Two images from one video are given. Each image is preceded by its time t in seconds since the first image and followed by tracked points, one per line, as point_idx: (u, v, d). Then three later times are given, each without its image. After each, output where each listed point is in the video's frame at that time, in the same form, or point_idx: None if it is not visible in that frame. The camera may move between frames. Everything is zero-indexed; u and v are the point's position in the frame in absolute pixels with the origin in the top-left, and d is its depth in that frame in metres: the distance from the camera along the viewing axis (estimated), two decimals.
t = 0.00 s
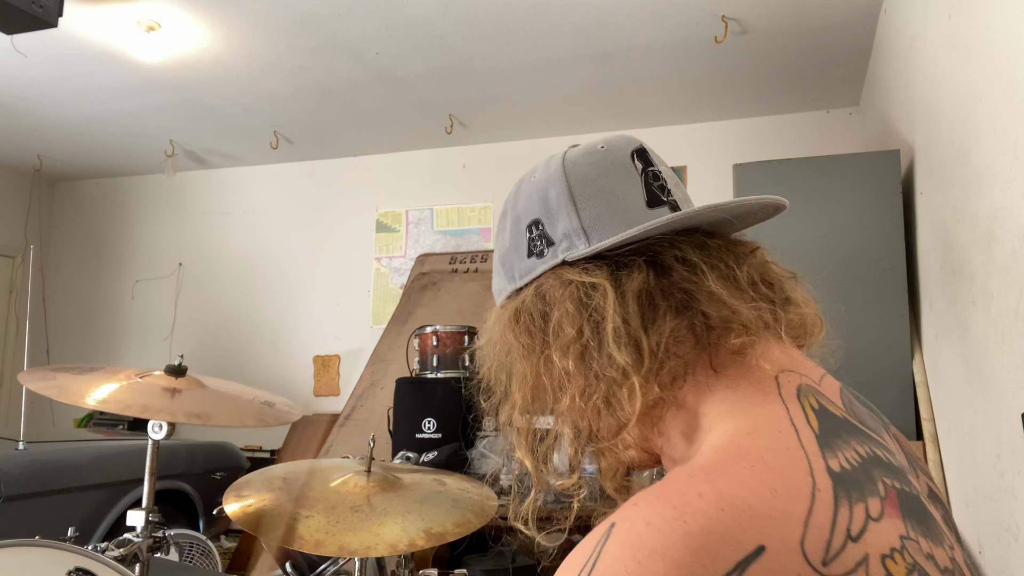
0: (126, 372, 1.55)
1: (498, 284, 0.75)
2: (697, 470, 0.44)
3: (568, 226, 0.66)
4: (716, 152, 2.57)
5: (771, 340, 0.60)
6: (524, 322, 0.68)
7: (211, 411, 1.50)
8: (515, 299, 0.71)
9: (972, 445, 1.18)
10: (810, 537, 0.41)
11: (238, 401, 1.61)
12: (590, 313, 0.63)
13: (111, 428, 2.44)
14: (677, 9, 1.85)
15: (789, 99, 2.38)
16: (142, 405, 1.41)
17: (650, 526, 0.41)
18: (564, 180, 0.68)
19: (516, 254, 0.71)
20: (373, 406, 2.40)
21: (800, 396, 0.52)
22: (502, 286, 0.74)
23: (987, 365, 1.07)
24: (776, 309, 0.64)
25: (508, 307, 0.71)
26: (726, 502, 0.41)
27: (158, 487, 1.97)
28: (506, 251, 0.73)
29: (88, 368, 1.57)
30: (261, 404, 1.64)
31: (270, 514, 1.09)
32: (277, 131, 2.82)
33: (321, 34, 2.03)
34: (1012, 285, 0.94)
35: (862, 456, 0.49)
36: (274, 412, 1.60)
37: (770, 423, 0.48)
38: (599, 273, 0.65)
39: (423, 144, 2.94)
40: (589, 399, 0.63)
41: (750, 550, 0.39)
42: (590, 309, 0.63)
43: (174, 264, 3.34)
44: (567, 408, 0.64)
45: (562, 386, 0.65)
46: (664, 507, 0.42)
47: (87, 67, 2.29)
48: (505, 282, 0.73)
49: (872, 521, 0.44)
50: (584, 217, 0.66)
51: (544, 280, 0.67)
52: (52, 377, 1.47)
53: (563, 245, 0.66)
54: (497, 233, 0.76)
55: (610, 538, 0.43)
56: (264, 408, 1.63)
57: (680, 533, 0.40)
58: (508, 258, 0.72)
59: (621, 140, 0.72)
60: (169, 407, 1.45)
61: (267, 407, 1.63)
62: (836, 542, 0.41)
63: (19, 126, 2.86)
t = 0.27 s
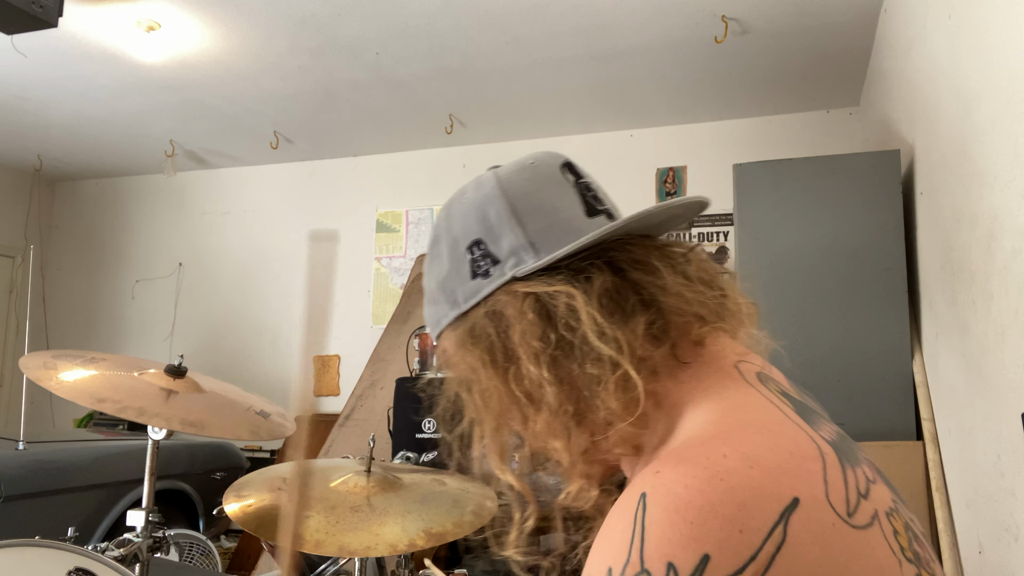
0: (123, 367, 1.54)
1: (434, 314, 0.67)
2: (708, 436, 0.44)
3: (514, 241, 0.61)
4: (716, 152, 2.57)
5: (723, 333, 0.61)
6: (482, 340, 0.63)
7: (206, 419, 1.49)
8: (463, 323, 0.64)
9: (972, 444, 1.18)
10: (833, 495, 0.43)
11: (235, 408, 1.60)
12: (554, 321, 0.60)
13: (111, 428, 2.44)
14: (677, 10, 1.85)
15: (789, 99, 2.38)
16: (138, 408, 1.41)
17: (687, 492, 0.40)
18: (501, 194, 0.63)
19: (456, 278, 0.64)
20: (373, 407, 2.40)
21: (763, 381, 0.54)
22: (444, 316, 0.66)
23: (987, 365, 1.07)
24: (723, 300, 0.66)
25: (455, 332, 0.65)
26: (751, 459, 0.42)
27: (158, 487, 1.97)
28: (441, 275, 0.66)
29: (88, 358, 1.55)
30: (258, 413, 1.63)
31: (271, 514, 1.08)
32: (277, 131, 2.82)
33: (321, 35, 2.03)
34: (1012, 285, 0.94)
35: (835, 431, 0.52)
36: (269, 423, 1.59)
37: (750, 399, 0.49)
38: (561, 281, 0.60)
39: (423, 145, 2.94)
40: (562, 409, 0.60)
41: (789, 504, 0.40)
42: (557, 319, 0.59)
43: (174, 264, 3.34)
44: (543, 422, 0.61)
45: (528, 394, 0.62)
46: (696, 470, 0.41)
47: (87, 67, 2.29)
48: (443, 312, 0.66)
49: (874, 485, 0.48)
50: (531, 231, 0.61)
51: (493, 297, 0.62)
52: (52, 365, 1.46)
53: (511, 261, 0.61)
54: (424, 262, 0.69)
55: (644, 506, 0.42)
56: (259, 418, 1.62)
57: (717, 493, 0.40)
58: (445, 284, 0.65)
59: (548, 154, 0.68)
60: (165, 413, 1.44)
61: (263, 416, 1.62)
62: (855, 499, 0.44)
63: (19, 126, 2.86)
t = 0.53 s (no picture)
0: (125, 372, 1.55)
1: (366, 379, 0.71)
2: (695, 456, 0.45)
3: (437, 307, 0.65)
4: (716, 152, 2.57)
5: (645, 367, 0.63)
6: (411, 413, 0.64)
7: (210, 413, 1.49)
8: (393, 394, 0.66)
9: (972, 445, 1.18)
10: (821, 463, 0.47)
11: (238, 403, 1.60)
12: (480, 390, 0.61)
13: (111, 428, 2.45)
14: (677, 9, 1.85)
15: (790, 98, 2.38)
16: (142, 406, 1.41)
17: (723, 509, 0.41)
18: (417, 262, 0.67)
19: (383, 348, 0.68)
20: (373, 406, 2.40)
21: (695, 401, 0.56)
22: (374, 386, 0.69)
23: (987, 365, 1.07)
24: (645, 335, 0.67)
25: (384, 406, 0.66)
26: (757, 460, 0.44)
27: (158, 486, 1.97)
28: (367, 343, 0.70)
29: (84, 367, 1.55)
30: (261, 406, 1.63)
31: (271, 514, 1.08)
32: (277, 131, 2.82)
33: (321, 35, 2.03)
34: (1012, 285, 0.94)
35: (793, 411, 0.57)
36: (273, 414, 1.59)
37: (696, 412, 0.51)
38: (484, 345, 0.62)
39: (423, 145, 2.94)
40: (495, 476, 0.61)
41: (809, 485, 0.44)
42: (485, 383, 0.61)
43: (174, 264, 3.34)
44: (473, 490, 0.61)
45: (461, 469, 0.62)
46: (718, 488, 0.42)
47: (87, 67, 2.29)
48: (373, 380, 0.69)
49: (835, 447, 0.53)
50: (451, 297, 0.65)
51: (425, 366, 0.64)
52: (52, 374, 1.47)
53: (435, 327, 0.64)
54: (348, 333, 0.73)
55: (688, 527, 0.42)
56: (263, 410, 1.62)
57: (751, 501, 0.42)
58: (372, 353, 0.69)
59: (455, 214, 0.73)
60: (168, 408, 1.44)
61: (266, 409, 1.62)
62: (834, 458, 0.49)
63: (19, 126, 2.86)
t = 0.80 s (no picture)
0: (124, 370, 1.54)
1: (401, 317, 0.68)
2: (722, 435, 0.45)
3: (485, 255, 0.62)
4: (716, 152, 2.57)
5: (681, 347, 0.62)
6: (443, 354, 0.64)
7: (208, 415, 1.49)
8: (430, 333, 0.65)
9: (973, 445, 1.18)
10: (849, 468, 0.46)
11: (237, 405, 1.60)
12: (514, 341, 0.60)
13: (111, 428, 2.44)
14: (677, 9, 1.85)
15: (790, 98, 2.38)
16: (141, 408, 1.41)
17: (738, 484, 0.40)
18: (475, 206, 0.64)
19: (423, 288, 0.65)
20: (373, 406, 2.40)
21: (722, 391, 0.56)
22: (407, 322, 0.67)
23: (987, 365, 1.07)
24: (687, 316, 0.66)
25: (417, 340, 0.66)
26: (779, 449, 0.43)
27: (158, 486, 1.97)
28: (405, 282, 0.67)
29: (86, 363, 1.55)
30: (260, 409, 1.63)
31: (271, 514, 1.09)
32: (276, 131, 2.82)
33: (321, 35, 2.03)
34: (1012, 285, 0.94)
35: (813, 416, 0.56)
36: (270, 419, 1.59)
37: (730, 398, 0.51)
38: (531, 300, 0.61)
39: (423, 145, 2.94)
40: (513, 429, 0.60)
41: (825, 482, 0.42)
42: (521, 338, 0.60)
43: (174, 265, 3.34)
44: (486, 438, 0.62)
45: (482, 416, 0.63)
46: (735, 468, 0.42)
47: (87, 67, 2.29)
48: (410, 317, 0.67)
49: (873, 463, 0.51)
50: (501, 245, 0.62)
51: (462, 310, 0.63)
52: (52, 371, 1.46)
53: (481, 275, 0.62)
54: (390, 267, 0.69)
55: (702, 511, 0.40)
56: (261, 414, 1.62)
57: (763, 482, 0.40)
58: (411, 292, 0.66)
59: (518, 165, 0.69)
60: (167, 411, 1.44)
61: (265, 412, 1.62)
62: (864, 470, 0.47)
63: (19, 126, 2.86)
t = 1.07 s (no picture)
0: (124, 369, 1.54)
1: (445, 318, 0.70)
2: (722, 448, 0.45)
3: (528, 249, 0.63)
4: (716, 152, 2.57)
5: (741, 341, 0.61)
6: (496, 354, 0.64)
7: (208, 415, 1.49)
8: (475, 333, 0.66)
9: (972, 445, 1.18)
10: (842, 513, 0.42)
11: (237, 405, 1.60)
12: (568, 338, 0.60)
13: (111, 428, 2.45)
14: (677, 9, 1.85)
15: (790, 99, 2.38)
16: (141, 407, 1.41)
17: (686, 498, 0.42)
18: (515, 200, 0.64)
19: (467, 286, 0.66)
20: (373, 406, 2.40)
21: (783, 387, 0.54)
22: (451, 325, 0.69)
23: (986, 365, 1.07)
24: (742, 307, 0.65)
25: (467, 342, 0.67)
26: (762, 474, 0.42)
27: (158, 487, 1.97)
28: (451, 283, 0.68)
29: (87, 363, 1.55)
30: (259, 410, 1.64)
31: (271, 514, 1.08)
32: (277, 131, 2.82)
33: (321, 35, 2.03)
34: (1011, 285, 0.94)
35: (858, 439, 0.51)
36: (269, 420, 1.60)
37: (771, 407, 0.49)
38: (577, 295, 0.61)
39: (423, 145, 2.94)
40: (575, 428, 0.61)
41: (792, 521, 0.40)
42: (573, 334, 0.60)
43: (174, 264, 3.34)
44: (554, 438, 0.62)
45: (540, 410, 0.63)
46: (695, 483, 0.43)
47: (87, 67, 2.29)
48: (454, 317, 0.68)
49: (891, 499, 0.46)
50: (544, 237, 0.63)
51: (509, 308, 0.64)
52: (52, 369, 1.46)
53: (525, 270, 0.63)
54: (432, 267, 0.72)
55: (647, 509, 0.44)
56: (261, 415, 1.63)
57: (710, 502, 0.41)
58: (456, 291, 0.67)
59: (557, 153, 0.69)
60: (167, 410, 1.44)
61: (264, 414, 1.63)
62: (866, 517, 0.43)
63: (18, 126, 2.86)
